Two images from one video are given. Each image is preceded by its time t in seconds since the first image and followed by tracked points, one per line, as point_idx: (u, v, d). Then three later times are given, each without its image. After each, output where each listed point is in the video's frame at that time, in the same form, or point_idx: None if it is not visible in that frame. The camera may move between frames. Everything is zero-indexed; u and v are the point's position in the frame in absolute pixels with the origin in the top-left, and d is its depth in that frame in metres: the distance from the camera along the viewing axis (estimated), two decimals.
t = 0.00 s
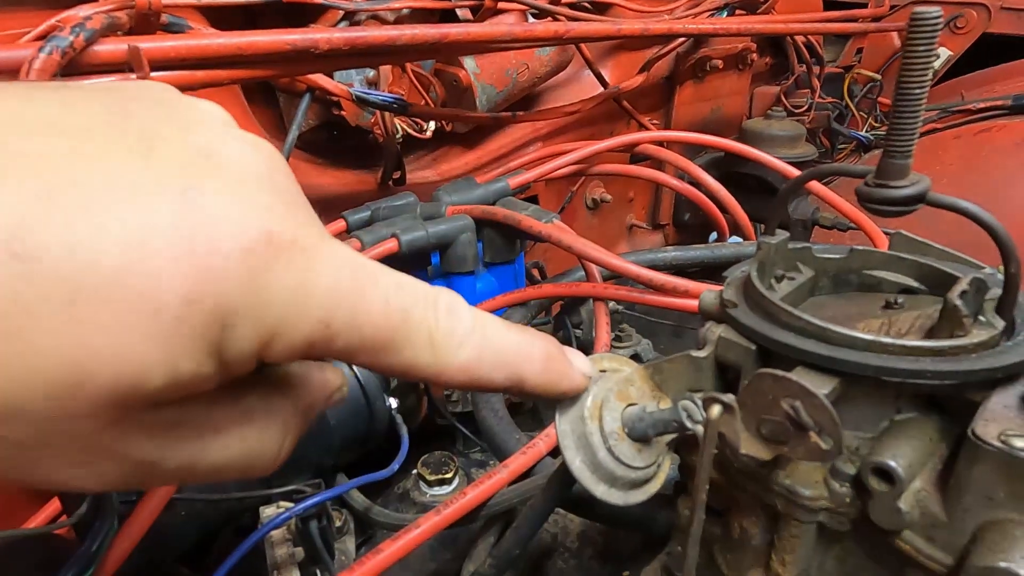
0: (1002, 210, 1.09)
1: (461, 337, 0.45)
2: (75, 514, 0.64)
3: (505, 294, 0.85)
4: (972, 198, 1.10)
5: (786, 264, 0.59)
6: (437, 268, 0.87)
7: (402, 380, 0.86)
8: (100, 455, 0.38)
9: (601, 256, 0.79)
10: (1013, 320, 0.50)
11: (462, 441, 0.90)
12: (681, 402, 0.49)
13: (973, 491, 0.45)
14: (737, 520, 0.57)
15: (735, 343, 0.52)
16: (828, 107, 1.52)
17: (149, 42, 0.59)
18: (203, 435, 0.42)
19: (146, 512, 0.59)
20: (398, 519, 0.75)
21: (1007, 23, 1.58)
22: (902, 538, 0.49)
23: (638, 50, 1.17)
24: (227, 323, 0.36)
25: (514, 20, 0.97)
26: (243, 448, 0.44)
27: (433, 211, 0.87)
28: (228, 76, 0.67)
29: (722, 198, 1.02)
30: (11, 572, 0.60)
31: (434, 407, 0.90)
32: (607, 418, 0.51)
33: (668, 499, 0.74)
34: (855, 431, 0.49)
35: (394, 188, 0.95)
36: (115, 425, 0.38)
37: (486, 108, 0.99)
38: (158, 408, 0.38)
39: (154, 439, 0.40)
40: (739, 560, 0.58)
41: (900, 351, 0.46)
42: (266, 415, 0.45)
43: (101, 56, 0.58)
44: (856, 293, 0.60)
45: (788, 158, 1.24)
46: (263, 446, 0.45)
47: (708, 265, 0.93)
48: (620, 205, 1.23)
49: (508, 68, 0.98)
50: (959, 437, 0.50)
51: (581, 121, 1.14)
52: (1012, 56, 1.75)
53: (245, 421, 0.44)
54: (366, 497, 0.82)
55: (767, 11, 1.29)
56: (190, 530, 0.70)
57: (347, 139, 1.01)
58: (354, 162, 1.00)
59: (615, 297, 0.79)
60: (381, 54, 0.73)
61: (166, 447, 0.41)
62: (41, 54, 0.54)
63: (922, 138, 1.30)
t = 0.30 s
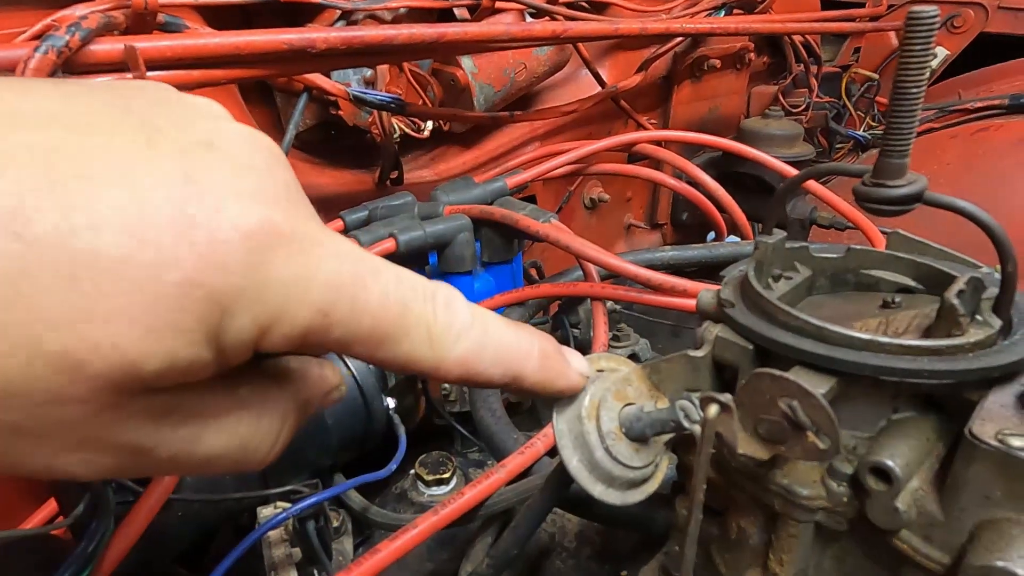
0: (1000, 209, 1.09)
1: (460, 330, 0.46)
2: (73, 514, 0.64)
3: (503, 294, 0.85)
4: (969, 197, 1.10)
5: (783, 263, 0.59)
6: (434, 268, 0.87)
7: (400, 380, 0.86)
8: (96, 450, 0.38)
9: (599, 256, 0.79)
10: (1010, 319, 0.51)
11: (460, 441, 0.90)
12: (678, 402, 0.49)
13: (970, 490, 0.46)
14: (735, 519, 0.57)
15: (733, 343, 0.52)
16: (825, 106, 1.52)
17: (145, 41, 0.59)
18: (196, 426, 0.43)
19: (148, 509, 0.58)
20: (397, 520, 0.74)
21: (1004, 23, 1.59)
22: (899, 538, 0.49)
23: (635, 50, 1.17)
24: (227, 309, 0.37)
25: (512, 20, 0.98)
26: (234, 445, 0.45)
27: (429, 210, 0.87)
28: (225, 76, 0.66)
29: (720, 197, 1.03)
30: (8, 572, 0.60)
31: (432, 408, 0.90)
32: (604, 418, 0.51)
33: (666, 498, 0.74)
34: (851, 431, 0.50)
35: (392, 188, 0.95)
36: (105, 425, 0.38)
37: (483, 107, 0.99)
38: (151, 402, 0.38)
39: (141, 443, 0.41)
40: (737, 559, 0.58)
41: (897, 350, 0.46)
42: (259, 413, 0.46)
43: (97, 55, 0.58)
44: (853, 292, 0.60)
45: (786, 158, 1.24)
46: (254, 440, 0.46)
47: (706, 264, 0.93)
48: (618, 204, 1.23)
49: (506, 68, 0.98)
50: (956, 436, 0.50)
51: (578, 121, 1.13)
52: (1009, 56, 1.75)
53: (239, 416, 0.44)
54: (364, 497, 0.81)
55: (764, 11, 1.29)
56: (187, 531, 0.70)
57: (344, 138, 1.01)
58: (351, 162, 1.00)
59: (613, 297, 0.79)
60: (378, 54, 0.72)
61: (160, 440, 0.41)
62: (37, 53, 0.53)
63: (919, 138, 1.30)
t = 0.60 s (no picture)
0: (998, 208, 1.09)
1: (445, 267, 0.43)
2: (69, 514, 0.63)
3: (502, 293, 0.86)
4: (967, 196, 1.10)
5: (782, 262, 0.59)
6: (432, 266, 0.89)
7: (399, 379, 0.86)
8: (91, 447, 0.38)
9: (598, 255, 0.79)
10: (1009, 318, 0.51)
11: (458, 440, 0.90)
12: (677, 401, 0.49)
13: (969, 489, 0.46)
14: (733, 518, 0.57)
15: (732, 342, 0.52)
16: (824, 105, 1.51)
17: (142, 39, 0.59)
18: (265, 262, 0.39)
19: (144, 508, 0.61)
20: (395, 518, 0.75)
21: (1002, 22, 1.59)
22: (898, 536, 0.49)
23: (634, 49, 1.17)
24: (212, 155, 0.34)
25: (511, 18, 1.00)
26: (303, 297, 0.39)
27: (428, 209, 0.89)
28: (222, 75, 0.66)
29: (718, 196, 1.02)
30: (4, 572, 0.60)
31: (431, 408, 0.91)
32: (603, 417, 0.51)
33: (664, 498, 0.74)
34: (850, 430, 0.50)
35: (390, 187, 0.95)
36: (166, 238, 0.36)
37: (482, 106, 0.98)
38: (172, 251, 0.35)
39: (201, 273, 0.37)
40: (735, 559, 0.58)
41: (896, 349, 0.46)
42: (332, 267, 0.41)
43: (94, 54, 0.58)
44: (852, 291, 0.60)
45: (784, 157, 1.24)
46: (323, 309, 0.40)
47: (704, 263, 0.93)
48: (616, 203, 1.23)
49: (505, 66, 0.98)
50: (955, 435, 0.50)
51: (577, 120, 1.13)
52: (1007, 54, 1.75)
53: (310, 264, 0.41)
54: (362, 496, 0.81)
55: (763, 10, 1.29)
56: (185, 533, 0.70)
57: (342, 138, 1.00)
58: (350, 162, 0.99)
59: (611, 297, 0.79)
60: (376, 52, 0.72)
61: (228, 266, 0.38)
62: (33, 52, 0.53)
63: (917, 137, 1.30)
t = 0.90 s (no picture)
0: (996, 208, 1.09)
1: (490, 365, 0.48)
2: (66, 514, 0.63)
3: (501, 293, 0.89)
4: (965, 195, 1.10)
5: (781, 262, 0.59)
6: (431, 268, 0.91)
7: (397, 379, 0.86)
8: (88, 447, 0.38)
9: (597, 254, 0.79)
10: (1007, 318, 0.51)
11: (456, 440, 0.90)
12: (675, 401, 0.49)
13: (966, 489, 0.46)
14: (731, 518, 0.57)
15: (729, 342, 0.51)
16: (823, 105, 1.51)
17: (140, 39, 0.59)
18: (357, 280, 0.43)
19: (140, 509, 0.60)
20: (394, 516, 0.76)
21: (1000, 22, 1.59)
22: (896, 536, 0.49)
23: (632, 48, 1.17)
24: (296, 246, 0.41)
25: (509, 18, 0.98)
26: (388, 325, 0.43)
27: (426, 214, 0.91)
28: (222, 76, 0.65)
29: (717, 195, 1.02)
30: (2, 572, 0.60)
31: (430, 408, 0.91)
32: (601, 417, 0.51)
33: (662, 497, 0.74)
34: (848, 429, 0.50)
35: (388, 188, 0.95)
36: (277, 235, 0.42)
37: (481, 106, 0.98)
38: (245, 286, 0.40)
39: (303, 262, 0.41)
40: (734, 558, 0.58)
41: (894, 348, 0.46)
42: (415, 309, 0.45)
43: (92, 53, 0.58)
44: (850, 291, 0.60)
45: (783, 156, 1.24)
46: (400, 336, 0.43)
47: (703, 263, 0.93)
48: (615, 203, 1.23)
49: (503, 66, 0.98)
50: (953, 435, 0.50)
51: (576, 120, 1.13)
52: (1006, 53, 1.74)
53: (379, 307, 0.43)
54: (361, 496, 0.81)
55: (762, 10, 1.29)
56: (183, 534, 0.70)
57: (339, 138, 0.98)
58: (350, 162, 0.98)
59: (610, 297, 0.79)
60: (375, 52, 0.72)
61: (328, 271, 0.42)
62: (30, 51, 0.53)
63: (916, 136, 1.30)
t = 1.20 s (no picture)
0: (995, 207, 1.09)
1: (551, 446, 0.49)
2: (64, 515, 0.63)
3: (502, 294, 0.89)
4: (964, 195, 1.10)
5: (779, 261, 0.59)
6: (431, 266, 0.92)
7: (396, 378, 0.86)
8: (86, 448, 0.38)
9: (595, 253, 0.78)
10: (1005, 317, 0.51)
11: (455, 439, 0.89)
12: (674, 399, 0.49)
13: (965, 487, 0.46)
14: (731, 518, 0.57)
15: (728, 340, 0.52)
16: (821, 104, 1.51)
17: (137, 38, 0.59)
18: (422, 367, 0.44)
19: (135, 515, 0.59)
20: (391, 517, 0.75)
21: (998, 21, 1.59)
22: (895, 535, 0.49)
23: (631, 48, 1.17)
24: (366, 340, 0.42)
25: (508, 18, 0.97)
26: (444, 417, 0.44)
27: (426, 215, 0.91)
28: (220, 75, 0.65)
29: (715, 194, 1.02)
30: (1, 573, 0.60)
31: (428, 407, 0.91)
32: (600, 416, 0.51)
33: (662, 497, 0.74)
34: (847, 428, 0.50)
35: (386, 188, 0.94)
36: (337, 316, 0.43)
37: (479, 105, 0.98)
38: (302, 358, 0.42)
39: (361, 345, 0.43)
40: (733, 558, 0.58)
41: (892, 348, 0.46)
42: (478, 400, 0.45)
43: (90, 53, 0.58)
44: (848, 290, 0.60)
45: (781, 156, 1.24)
46: (455, 430, 0.44)
47: (702, 262, 0.93)
48: (614, 202, 1.23)
49: (502, 66, 0.98)
50: (951, 434, 0.50)
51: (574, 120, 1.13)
52: (1005, 52, 1.74)
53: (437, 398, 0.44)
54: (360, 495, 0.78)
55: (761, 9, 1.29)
56: (181, 535, 0.70)
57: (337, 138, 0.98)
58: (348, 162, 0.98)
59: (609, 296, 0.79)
60: (374, 51, 0.72)
61: (392, 362, 0.43)
62: (28, 51, 0.53)
63: (914, 136, 1.30)
